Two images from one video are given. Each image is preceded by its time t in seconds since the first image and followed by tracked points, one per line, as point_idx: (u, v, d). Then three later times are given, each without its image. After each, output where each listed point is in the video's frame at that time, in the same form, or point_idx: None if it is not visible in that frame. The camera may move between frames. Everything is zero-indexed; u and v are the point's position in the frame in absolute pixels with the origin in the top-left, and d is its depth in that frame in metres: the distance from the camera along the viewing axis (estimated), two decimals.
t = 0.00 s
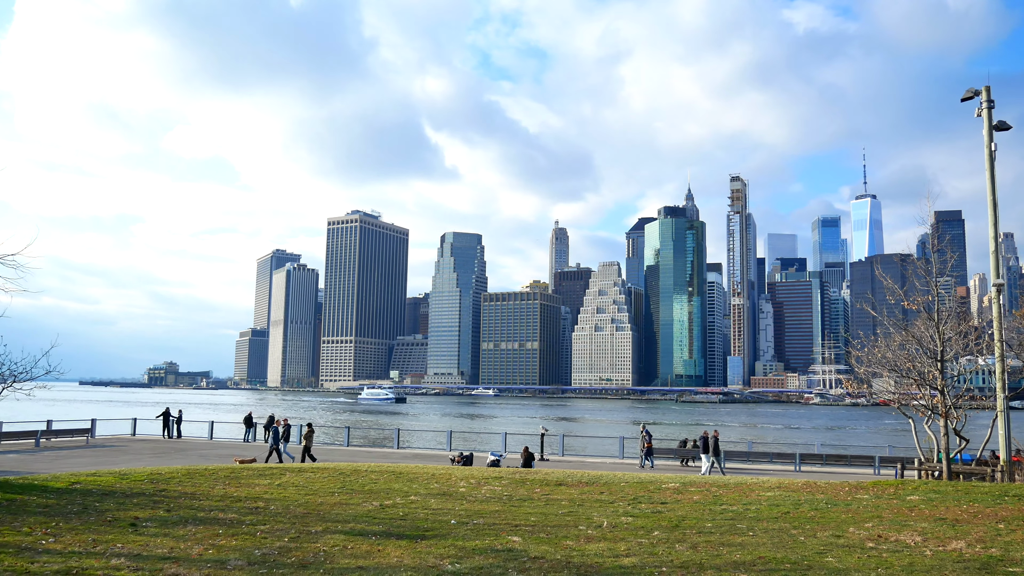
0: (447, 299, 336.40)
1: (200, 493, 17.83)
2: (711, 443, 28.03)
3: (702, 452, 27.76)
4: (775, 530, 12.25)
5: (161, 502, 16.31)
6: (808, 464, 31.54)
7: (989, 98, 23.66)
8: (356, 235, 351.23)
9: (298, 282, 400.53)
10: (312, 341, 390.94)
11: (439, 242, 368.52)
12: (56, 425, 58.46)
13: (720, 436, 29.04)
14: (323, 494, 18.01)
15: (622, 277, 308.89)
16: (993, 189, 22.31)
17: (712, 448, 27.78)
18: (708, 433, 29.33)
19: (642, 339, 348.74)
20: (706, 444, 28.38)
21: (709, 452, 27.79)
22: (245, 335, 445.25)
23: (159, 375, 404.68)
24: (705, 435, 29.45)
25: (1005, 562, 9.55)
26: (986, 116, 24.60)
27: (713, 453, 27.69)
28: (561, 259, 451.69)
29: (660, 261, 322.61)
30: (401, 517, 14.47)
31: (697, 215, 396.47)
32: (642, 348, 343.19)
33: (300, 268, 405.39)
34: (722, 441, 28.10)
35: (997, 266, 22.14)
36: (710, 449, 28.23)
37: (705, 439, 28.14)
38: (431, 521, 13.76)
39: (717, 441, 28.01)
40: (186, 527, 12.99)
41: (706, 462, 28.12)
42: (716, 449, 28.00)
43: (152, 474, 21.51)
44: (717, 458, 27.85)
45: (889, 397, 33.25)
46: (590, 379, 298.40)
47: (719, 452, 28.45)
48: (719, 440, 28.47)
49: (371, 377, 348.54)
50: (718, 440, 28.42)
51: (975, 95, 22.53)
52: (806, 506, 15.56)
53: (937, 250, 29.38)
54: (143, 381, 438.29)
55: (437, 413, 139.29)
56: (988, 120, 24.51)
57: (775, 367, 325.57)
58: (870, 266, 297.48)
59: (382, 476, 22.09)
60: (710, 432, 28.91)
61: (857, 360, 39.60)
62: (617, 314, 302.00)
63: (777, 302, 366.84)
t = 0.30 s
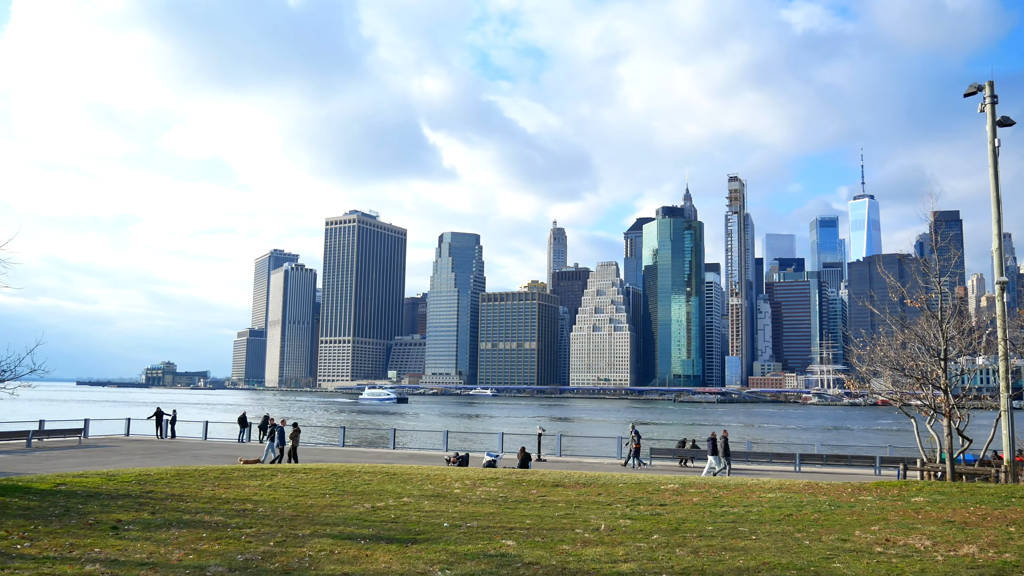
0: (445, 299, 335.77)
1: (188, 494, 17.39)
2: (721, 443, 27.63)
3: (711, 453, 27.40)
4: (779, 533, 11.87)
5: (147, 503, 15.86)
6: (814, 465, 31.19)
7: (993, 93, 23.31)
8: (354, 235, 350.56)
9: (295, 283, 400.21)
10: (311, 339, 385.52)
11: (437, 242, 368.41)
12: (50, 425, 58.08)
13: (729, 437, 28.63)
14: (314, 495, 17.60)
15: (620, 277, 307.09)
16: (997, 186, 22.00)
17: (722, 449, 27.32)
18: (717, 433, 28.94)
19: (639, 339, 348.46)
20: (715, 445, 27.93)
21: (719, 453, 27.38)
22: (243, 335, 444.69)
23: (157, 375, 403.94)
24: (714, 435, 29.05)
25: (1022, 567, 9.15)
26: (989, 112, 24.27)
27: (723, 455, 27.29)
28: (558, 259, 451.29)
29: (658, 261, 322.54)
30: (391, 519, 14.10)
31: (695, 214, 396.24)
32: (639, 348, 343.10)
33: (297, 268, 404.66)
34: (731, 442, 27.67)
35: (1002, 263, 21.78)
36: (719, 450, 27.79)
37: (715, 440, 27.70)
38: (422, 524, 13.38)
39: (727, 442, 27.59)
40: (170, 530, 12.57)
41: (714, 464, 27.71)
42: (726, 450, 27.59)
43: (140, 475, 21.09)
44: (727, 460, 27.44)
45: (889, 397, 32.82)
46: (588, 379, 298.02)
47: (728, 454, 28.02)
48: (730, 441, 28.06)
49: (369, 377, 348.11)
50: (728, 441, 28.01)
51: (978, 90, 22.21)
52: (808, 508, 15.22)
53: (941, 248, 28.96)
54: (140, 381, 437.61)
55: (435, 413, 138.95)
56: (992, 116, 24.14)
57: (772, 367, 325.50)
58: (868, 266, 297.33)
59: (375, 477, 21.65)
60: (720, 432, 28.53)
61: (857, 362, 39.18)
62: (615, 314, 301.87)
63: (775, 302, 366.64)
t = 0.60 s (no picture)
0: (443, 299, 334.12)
1: (176, 497, 16.90)
2: (730, 444, 27.22)
3: (720, 454, 27.03)
4: (785, 539, 11.40)
5: (133, 506, 15.40)
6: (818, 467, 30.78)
7: (997, 88, 22.74)
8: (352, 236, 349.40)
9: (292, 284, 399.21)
10: (308, 340, 384.26)
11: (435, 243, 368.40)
12: (45, 425, 57.74)
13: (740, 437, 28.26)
14: (306, 498, 17.14)
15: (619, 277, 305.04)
16: (1001, 183, 21.56)
17: (732, 449, 26.93)
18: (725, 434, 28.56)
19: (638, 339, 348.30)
20: (724, 446, 27.49)
21: (729, 454, 26.98)
22: (241, 335, 444.08)
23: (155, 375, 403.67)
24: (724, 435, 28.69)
25: None
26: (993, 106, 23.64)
27: (733, 456, 26.92)
28: (557, 259, 450.87)
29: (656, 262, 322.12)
30: (382, 523, 13.64)
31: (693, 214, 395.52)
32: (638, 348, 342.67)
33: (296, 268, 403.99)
34: (740, 443, 27.26)
35: (1004, 261, 21.36)
36: (727, 451, 27.40)
37: (723, 440, 27.35)
38: (414, 527, 12.96)
39: (737, 443, 27.17)
40: (152, 534, 12.09)
41: (723, 464, 27.32)
42: (735, 450, 27.20)
43: (128, 476, 20.66)
44: (737, 460, 27.05)
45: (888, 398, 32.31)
46: (586, 379, 297.84)
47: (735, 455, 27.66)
48: (740, 441, 27.66)
49: (368, 377, 347.60)
50: (738, 441, 27.61)
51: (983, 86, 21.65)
52: (812, 511, 14.84)
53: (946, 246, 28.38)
54: (138, 381, 437.15)
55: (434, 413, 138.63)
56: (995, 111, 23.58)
57: (771, 368, 325.36)
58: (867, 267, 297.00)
59: (369, 478, 21.22)
60: (730, 433, 28.17)
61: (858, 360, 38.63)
62: (614, 314, 301.57)
63: (774, 302, 366.45)
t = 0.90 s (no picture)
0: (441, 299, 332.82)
1: (165, 497, 16.44)
2: (739, 444, 26.69)
3: (729, 453, 26.54)
4: (796, 541, 10.98)
5: (119, 508, 14.93)
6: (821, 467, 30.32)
7: (1002, 84, 22.15)
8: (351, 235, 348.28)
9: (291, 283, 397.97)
10: (306, 344, 387.51)
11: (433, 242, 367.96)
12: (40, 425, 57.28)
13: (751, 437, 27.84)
14: (297, 499, 16.69)
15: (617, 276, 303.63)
16: (1006, 180, 21.02)
17: (741, 447, 26.39)
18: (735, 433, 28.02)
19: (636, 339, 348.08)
20: (733, 446, 27.03)
21: (739, 454, 26.43)
22: (239, 335, 443.31)
23: (153, 375, 403.03)
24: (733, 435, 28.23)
25: None
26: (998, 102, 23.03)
27: (742, 456, 26.39)
28: (555, 258, 450.46)
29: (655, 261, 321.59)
30: (376, 525, 13.20)
31: (692, 214, 395.29)
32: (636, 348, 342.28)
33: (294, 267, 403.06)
34: (751, 443, 26.70)
35: (1011, 258, 20.82)
36: (737, 451, 26.92)
37: (732, 439, 26.83)
38: (407, 530, 12.50)
39: (748, 442, 26.56)
40: (136, 538, 11.71)
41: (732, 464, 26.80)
42: (744, 450, 26.70)
43: (116, 476, 20.15)
44: (745, 460, 26.55)
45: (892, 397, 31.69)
46: (585, 378, 297.52)
47: (746, 455, 27.14)
48: (750, 441, 27.11)
49: (366, 377, 347.06)
50: (748, 441, 27.13)
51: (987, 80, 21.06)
52: (818, 513, 14.45)
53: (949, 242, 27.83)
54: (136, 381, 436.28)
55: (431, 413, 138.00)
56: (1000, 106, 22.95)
57: (769, 367, 325.16)
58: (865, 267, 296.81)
59: (363, 479, 20.79)
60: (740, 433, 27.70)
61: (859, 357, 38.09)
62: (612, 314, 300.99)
63: (772, 301, 366.14)
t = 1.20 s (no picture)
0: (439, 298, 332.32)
1: (152, 498, 16.02)
2: (751, 443, 26.10)
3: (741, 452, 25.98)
4: (801, 543, 10.58)
5: (104, 509, 14.47)
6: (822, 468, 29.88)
7: (1008, 76, 21.47)
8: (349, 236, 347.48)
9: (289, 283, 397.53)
10: (304, 342, 390.15)
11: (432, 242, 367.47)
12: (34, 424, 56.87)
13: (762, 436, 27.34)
14: (288, 500, 16.27)
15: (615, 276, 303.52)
16: (1012, 176, 20.40)
17: (752, 447, 25.82)
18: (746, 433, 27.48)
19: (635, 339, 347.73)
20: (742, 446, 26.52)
21: (751, 454, 25.86)
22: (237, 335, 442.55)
23: (151, 375, 402.33)
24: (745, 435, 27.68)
25: None
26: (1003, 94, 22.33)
27: (754, 454, 25.74)
28: (554, 259, 450.01)
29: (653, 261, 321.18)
30: (367, 526, 12.78)
31: (691, 214, 394.92)
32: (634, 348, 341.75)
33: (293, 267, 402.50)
34: (762, 442, 26.13)
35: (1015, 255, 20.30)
36: (748, 451, 26.35)
37: (742, 438, 26.25)
38: (399, 532, 12.10)
39: (760, 441, 25.96)
40: (115, 540, 11.26)
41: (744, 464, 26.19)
42: (755, 450, 26.14)
43: (103, 477, 19.70)
44: (757, 459, 26.00)
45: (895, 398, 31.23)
46: (583, 379, 297.09)
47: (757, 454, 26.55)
48: (761, 441, 26.55)
49: (364, 377, 346.32)
50: (759, 441, 26.56)
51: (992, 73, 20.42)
52: (824, 514, 14.04)
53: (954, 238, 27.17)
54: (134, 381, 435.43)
55: (429, 413, 137.37)
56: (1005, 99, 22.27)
57: (767, 368, 324.82)
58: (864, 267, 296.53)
59: (357, 479, 20.38)
60: (750, 432, 27.14)
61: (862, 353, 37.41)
62: (611, 314, 300.32)
63: (771, 302, 365.75)
